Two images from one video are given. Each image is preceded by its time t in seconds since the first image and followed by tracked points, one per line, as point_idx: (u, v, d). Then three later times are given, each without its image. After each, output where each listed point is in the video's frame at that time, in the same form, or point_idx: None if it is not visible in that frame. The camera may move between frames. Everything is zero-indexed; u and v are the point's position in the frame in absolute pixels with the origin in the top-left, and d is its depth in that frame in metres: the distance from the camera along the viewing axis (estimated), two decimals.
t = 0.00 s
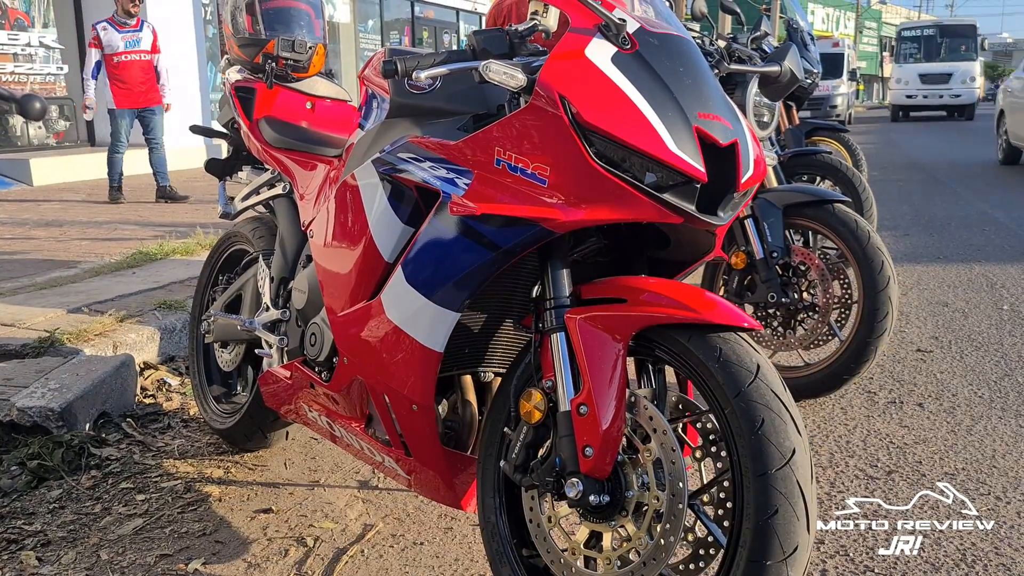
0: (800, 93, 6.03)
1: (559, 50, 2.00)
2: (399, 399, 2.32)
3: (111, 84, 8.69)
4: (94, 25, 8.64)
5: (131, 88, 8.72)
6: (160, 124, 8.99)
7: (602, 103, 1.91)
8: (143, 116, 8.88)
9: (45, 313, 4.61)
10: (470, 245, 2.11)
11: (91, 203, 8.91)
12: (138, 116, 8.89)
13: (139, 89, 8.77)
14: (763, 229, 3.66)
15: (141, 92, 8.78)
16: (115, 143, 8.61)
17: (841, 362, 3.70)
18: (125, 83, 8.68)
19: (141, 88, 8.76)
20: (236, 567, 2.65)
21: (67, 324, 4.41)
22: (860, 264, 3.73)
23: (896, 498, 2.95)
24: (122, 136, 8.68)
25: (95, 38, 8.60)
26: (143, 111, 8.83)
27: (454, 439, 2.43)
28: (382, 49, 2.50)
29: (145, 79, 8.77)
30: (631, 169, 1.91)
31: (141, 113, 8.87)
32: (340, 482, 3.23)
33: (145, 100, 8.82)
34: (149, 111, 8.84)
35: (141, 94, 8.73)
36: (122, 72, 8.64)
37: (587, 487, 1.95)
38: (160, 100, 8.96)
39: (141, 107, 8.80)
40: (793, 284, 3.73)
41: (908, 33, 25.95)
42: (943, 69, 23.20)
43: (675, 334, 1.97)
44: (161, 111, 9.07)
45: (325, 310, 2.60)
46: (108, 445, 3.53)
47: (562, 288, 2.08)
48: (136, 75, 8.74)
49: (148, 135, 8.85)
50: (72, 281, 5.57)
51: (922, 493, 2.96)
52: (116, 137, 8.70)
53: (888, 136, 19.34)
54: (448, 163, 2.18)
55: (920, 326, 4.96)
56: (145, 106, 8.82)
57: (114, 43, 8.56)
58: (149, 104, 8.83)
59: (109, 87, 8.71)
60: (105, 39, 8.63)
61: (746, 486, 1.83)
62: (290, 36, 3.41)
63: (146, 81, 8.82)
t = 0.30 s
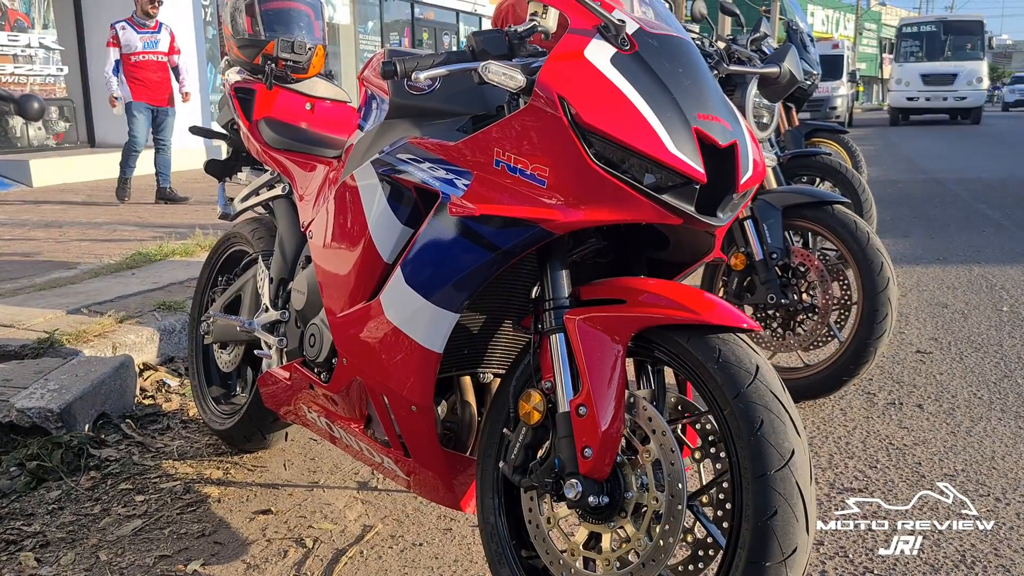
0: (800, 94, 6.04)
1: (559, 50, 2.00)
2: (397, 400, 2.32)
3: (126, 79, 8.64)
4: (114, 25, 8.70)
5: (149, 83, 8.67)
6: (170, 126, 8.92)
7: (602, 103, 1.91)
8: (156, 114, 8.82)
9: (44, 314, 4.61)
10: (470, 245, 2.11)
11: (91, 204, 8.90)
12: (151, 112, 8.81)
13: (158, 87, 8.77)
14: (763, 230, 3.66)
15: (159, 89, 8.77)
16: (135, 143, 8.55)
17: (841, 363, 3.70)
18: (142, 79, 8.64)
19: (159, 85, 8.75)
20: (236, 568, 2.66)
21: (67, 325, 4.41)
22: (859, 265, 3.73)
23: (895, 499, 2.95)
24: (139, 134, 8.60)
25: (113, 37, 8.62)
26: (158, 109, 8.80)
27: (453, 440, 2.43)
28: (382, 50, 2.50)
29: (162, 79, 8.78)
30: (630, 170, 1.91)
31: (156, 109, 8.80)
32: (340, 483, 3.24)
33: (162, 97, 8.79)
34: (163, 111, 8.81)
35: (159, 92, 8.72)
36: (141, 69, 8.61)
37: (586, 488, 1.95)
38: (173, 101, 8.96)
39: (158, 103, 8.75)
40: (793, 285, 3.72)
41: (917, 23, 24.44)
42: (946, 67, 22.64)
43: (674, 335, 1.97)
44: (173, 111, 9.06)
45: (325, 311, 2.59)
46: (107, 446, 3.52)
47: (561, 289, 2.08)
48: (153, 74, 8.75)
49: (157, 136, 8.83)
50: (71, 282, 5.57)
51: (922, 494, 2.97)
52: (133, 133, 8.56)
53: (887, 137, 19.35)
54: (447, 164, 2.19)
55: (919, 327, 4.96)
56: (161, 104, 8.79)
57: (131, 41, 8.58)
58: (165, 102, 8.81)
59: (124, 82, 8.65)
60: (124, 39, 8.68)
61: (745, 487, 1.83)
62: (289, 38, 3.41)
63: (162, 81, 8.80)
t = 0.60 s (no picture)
0: (800, 95, 6.05)
1: (559, 50, 2.00)
2: (397, 400, 2.33)
3: (136, 78, 8.55)
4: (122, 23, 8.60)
5: (159, 84, 8.67)
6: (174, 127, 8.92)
7: (601, 103, 1.91)
8: (164, 114, 8.80)
9: (44, 315, 4.61)
10: (469, 245, 2.11)
11: (90, 205, 8.90)
12: (159, 113, 8.78)
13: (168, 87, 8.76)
14: (763, 230, 3.66)
15: (169, 89, 8.77)
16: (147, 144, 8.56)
17: (841, 364, 3.70)
18: (153, 79, 8.63)
19: (168, 86, 8.75)
20: (235, 568, 2.65)
21: (67, 325, 4.41)
22: (858, 265, 3.73)
23: (895, 500, 2.95)
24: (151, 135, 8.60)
25: (125, 35, 8.53)
26: (168, 109, 8.80)
27: (453, 440, 2.43)
28: (382, 51, 2.50)
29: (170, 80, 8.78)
30: (630, 170, 1.91)
31: (165, 110, 8.80)
32: (340, 483, 3.24)
33: (172, 97, 8.81)
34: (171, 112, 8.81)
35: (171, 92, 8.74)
36: (151, 69, 8.60)
37: (586, 488, 1.95)
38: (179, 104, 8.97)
39: (169, 104, 8.77)
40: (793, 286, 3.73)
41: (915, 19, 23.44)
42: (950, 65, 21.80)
43: (674, 335, 1.97)
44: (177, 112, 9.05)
45: (325, 311, 2.59)
46: (107, 447, 3.52)
47: (561, 289, 2.08)
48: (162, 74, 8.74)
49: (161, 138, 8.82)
50: (71, 283, 5.57)
51: (922, 494, 2.97)
52: (145, 134, 8.55)
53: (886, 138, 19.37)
54: (447, 164, 2.19)
55: (918, 327, 4.96)
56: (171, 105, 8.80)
57: (143, 41, 8.54)
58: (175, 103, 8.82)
59: (134, 81, 8.55)
60: (134, 38, 8.60)
61: (745, 487, 1.83)
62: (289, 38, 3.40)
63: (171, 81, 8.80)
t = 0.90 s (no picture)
0: (800, 96, 6.05)
1: (559, 51, 2.00)
2: (397, 400, 2.33)
3: (139, 79, 8.55)
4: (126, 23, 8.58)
5: (161, 85, 8.68)
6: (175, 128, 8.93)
7: (601, 103, 1.92)
8: (165, 116, 8.80)
9: (44, 315, 4.61)
10: (470, 246, 2.11)
11: (90, 206, 8.90)
12: (160, 114, 8.77)
13: (169, 88, 8.75)
14: (763, 230, 3.66)
15: (171, 90, 8.78)
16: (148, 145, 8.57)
17: (841, 365, 3.71)
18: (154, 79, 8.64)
19: (169, 87, 8.75)
20: (236, 569, 2.66)
21: (67, 326, 4.42)
22: (858, 266, 3.73)
23: (895, 500, 2.95)
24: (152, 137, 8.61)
25: (129, 35, 8.55)
26: (169, 110, 8.79)
27: (453, 441, 2.43)
28: (381, 52, 2.50)
29: (173, 80, 8.78)
30: (630, 170, 1.92)
31: (166, 111, 8.80)
32: (340, 483, 3.24)
33: (173, 99, 8.80)
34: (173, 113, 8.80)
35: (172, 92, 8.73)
36: (154, 69, 8.60)
37: (587, 488, 1.95)
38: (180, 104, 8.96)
39: (170, 105, 8.75)
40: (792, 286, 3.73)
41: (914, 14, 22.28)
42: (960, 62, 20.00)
43: (673, 335, 1.98)
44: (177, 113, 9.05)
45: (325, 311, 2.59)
46: (107, 447, 3.52)
47: (561, 289, 2.09)
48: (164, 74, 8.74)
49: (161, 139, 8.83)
50: (70, 283, 5.57)
51: (922, 494, 2.97)
52: (145, 135, 8.57)
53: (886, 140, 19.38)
54: (447, 164, 2.19)
55: (918, 328, 4.96)
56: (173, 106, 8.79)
57: (146, 42, 8.53)
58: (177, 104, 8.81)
59: (138, 83, 8.56)
60: (139, 39, 8.63)
61: (745, 487, 1.83)
62: (289, 39, 3.40)
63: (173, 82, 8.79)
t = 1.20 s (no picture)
0: (800, 96, 6.06)
1: (559, 50, 2.00)
2: (397, 400, 2.32)
3: (138, 80, 8.54)
4: (122, 24, 8.54)
5: (160, 85, 8.68)
6: (174, 128, 8.93)
7: (602, 102, 1.92)
8: (164, 116, 8.80)
9: (44, 316, 4.61)
10: (470, 245, 2.11)
11: (90, 206, 8.90)
12: (159, 115, 8.77)
13: (167, 88, 8.75)
14: (763, 230, 3.66)
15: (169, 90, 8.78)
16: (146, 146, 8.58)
17: (842, 364, 3.71)
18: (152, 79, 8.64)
19: (168, 88, 8.75)
20: (235, 568, 2.65)
21: (67, 326, 4.42)
22: (858, 266, 3.73)
23: (895, 501, 2.94)
24: (148, 138, 8.61)
25: (125, 36, 8.52)
26: (168, 110, 8.79)
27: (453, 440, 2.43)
28: (381, 51, 2.50)
29: (172, 80, 8.78)
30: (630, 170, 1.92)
31: (164, 112, 8.80)
32: (340, 484, 3.23)
33: (172, 99, 8.81)
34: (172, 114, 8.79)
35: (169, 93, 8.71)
36: (152, 69, 8.61)
37: (587, 488, 1.95)
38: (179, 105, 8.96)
39: (168, 105, 8.74)
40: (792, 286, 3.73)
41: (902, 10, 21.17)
42: (969, 59, 18.17)
43: (674, 335, 1.98)
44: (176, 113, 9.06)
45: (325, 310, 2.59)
46: (106, 447, 3.52)
47: (561, 288, 2.09)
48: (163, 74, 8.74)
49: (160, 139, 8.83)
50: (70, 284, 5.57)
51: (922, 495, 2.97)
52: (144, 136, 8.57)
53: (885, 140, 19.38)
54: (447, 163, 2.19)
55: (918, 328, 4.96)
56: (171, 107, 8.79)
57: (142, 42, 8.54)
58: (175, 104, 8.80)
59: (136, 83, 8.54)
60: (134, 39, 8.60)
61: (745, 487, 1.82)
62: (289, 38, 3.42)
63: (172, 82, 8.79)
